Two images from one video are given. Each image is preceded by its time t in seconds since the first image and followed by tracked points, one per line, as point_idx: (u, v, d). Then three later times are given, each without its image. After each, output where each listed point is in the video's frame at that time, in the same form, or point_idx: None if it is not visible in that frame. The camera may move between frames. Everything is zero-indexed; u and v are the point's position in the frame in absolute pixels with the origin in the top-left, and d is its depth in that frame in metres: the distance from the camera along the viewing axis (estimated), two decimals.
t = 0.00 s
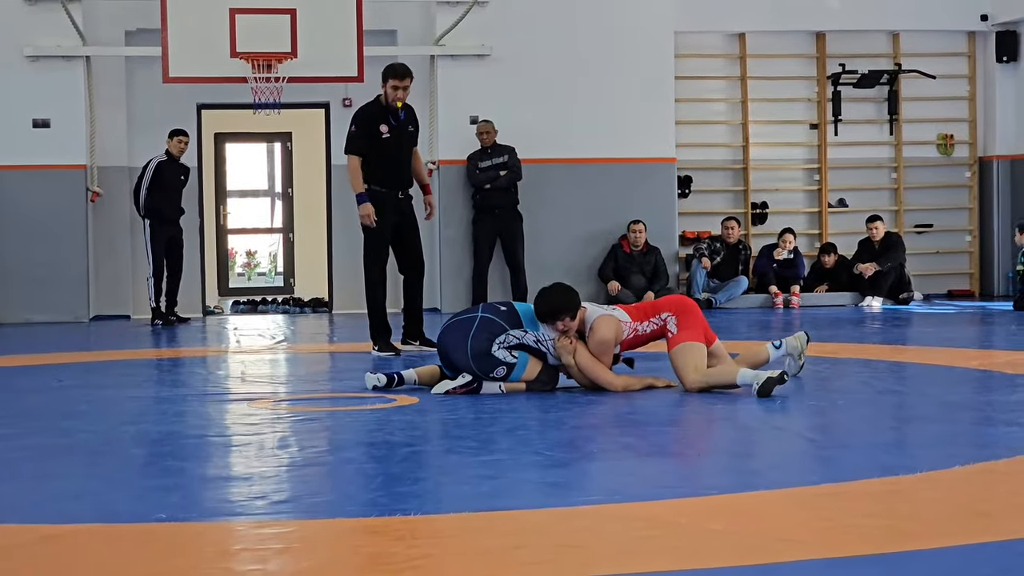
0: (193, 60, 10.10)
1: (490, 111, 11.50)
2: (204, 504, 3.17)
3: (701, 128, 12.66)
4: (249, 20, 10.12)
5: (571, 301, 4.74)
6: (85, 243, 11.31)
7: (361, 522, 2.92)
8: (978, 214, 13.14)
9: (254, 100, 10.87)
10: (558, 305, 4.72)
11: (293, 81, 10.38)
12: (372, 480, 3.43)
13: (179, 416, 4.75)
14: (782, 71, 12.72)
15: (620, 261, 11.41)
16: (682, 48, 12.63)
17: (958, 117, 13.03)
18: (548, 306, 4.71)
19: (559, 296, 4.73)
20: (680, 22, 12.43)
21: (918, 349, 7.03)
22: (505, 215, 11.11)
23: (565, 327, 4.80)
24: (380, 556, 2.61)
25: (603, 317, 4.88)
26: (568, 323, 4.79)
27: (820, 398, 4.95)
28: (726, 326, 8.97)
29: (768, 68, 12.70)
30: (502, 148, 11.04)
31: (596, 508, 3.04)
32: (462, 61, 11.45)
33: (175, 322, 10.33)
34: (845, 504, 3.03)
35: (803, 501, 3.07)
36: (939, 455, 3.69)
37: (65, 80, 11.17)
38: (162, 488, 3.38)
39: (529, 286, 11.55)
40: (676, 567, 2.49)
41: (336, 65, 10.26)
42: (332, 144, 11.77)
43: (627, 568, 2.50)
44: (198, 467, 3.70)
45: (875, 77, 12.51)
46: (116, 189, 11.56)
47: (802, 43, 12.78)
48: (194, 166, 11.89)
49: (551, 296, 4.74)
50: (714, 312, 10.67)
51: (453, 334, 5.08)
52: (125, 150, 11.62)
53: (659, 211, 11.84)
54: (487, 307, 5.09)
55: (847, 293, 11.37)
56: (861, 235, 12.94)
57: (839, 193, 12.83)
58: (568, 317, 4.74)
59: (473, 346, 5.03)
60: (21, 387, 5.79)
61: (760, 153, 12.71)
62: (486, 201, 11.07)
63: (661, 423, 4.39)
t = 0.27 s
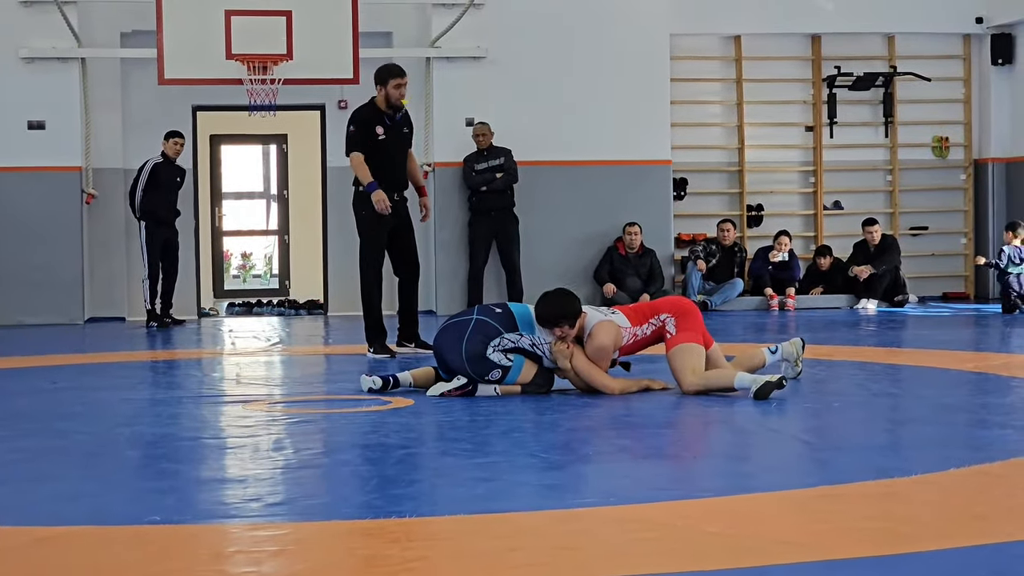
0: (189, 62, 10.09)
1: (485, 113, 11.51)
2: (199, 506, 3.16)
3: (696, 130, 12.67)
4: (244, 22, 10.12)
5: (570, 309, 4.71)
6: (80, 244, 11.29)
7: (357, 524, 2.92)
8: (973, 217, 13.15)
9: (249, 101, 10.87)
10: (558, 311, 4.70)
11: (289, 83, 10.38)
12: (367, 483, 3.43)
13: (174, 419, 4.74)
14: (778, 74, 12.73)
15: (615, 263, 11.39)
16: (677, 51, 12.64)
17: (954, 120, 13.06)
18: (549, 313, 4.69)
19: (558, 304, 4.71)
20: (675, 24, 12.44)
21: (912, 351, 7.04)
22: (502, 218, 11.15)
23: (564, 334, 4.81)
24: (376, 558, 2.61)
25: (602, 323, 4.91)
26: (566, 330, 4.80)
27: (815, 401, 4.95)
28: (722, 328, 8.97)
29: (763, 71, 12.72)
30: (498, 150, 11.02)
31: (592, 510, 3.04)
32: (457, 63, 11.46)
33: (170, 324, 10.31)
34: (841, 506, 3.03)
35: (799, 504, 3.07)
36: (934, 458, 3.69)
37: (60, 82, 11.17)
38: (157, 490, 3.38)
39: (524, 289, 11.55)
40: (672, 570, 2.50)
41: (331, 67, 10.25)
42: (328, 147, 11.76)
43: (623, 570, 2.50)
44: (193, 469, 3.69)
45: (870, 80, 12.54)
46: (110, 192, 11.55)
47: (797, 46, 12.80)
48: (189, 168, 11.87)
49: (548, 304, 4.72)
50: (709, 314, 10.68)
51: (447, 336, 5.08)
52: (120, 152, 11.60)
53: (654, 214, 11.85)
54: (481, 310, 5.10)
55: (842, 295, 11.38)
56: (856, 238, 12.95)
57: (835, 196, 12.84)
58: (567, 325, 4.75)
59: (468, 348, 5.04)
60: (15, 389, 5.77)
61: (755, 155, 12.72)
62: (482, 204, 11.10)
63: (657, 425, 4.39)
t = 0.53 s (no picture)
0: (187, 63, 10.11)
1: (482, 115, 11.52)
2: (194, 507, 3.16)
3: (693, 132, 12.68)
4: (242, 24, 10.13)
5: (564, 310, 4.72)
6: (77, 245, 11.30)
7: (352, 525, 2.92)
8: (969, 220, 13.16)
9: (247, 103, 10.88)
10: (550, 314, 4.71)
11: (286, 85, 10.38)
12: (363, 484, 3.44)
13: (170, 419, 4.74)
14: (775, 77, 12.75)
15: (612, 266, 11.40)
16: (673, 53, 12.66)
17: (951, 123, 13.08)
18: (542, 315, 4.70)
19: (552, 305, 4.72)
20: (673, 27, 12.46)
21: (909, 354, 7.04)
22: (498, 220, 11.15)
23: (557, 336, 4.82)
24: (371, 559, 2.62)
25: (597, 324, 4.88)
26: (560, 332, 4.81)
27: (811, 404, 4.96)
28: (718, 331, 8.98)
29: (761, 74, 12.74)
30: (495, 153, 11.03)
31: (587, 512, 3.05)
32: (454, 65, 11.47)
33: (167, 325, 10.31)
34: (836, 509, 3.04)
35: (794, 506, 3.07)
36: (930, 461, 3.70)
37: (58, 82, 11.18)
38: (152, 490, 3.38)
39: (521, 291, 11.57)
40: (666, 572, 2.50)
41: (329, 69, 10.26)
42: (325, 149, 11.77)
43: (617, 572, 2.50)
44: (189, 470, 3.69)
45: (866, 83, 12.56)
46: (107, 193, 11.55)
47: (794, 49, 12.82)
48: (187, 169, 11.87)
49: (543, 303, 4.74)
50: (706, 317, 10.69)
51: (444, 337, 5.09)
52: (117, 153, 11.60)
53: (651, 216, 11.86)
54: (478, 311, 5.12)
55: (839, 298, 11.39)
56: (853, 241, 12.96)
57: (832, 199, 12.86)
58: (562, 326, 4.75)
59: (464, 347, 5.05)
60: (11, 389, 5.77)
61: (751, 158, 12.74)
62: (479, 206, 11.11)
63: (653, 427, 4.39)
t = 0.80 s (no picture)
0: (183, 63, 10.10)
1: (479, 116, 11.52)
2: (191, 507, 3.16)
3: (689, 133, 12.69)
4: (239, 24, 10.12)
5: (543, 312, 4.75)
6: (73, 245, 11.29)
7: (349, 526, 2.92)
8: (966, 221, 13.18)
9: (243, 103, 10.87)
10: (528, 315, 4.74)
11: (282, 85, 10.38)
12: (359, 484, 3.44)
13: (166, 420, 4.74)
14: (772, 78, 12.76)
15: (608, 267, 11.41)
16: (670, 54, 12.67)
17: (947, 124, 13.10)
18: (523, 316, 4.74)
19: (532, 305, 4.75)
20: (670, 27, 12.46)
21: (905, 355, 7.05)
22: (494, 221, 11.15)
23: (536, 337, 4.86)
24: (367, 560, 2.62)
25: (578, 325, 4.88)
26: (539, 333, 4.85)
27: (808, 404, 4.96)
28: (715, 331, 8.99)
29: (758, 74, 12.75)
30: (491, 154, 11.04)
31: (583, 512, 3.05)
32: (451, 65, 11.47)
33: (163, 325, 10.30)
34: (833, 510, 3.04)
35: (791, 507, 3.08)
36: (927, 462, 3.71)
37: (54, 82, 11.16)
38: (149, 491, 3.38)
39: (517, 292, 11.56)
40: (662, 573, 2.50)
41: (325, 69, 10.26)
42: (322, 149, 11.78)
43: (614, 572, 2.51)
44: (185, 471, 3.69)
45: (864, 84, 12.56)
46: (104, 193, 11.54)
47: (791, 50, 12.83)
48: (183, 169, 11.86)
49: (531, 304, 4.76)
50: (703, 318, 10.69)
51: (438, 336, 5.10)
52: (113, 154, 11.59)
53: (647, 217, 11.86)
54: (472, 312, 5.16)
55: (835, 299, 11.41)
56: (850, 242, 12.97)
57: (829, 200, 12.87)
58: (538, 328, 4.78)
59: (458, 345, 5.05)
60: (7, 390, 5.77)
61: (748, 159, 12.75)
62: (475, 207, 11.09)
63: (650, 428, 4.40)
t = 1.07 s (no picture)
0: (180, 64, 10.09)
1: (477, 118, 11.52)
2: (187, 508, 3.16)
3: (686, 135, 12.70)
4: (235, 26, 10.12)
5: (539, 319, 4.75)
6: (70, 246, 11.28)
7: (345, 527, 2.92)
8: (963, 223, 13.20)
9: (240, 105, 10.87)
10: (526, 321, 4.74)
11: (279, 86, 10.38)
12: (356, 486, 3.44)
13: (163, 421, 4.74)
14: (769, 80, 12.77)
15: (605, 268, 11.42)
16: (667, 56, 12.67)
17: (944, 126, 13.11)
18: (519, 322, 4.74)
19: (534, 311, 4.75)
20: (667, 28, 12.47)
21: (902, 357, 7.06)
22: (490, 223, 11.15)
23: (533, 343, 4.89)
24: (364, 561, 2.62)
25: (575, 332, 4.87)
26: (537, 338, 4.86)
27: (804, 406, 4.97)
28: (712, 333, 9.00)
29: (755, 76, 12.77)
30: (489, 156, 11.04)
31: (580, 514, 3.05)
32: (448, 67, 11.47)
33: (159, 326, 10.29)
34: (830, 511, 3.05)
35: (788, 508, 3.08)
36: (923, 463, 3.71)
37: (51, 83, 11.15)
38: (145, 492, 3.38)
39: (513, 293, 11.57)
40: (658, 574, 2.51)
41: (322, 70, 10.25)
42: (319, 151, 11.78)
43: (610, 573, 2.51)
44: (182, 472, 3.69)
45: (860, 86, 12.57)
46: (100, 195, 11.54)
47: (788, 52, 12.84)
48: (180, 170, 11.85)
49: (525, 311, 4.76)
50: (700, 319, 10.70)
51: (434, 339, 5.09)
52: (109, 155, 11.58)
53: (644, 219, 11.87)
54: (467, 313, 5.13)
55: (832, 301, 11.42)
56: (846, 244, 12.99)
57: (825, 202, 12.89)
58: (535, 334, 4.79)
59: (455, 349, 5.05)
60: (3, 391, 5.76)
61: (744, 161, 12.76)
62: (472, 209, 11.09)
63: (647, 429, 4.40)
